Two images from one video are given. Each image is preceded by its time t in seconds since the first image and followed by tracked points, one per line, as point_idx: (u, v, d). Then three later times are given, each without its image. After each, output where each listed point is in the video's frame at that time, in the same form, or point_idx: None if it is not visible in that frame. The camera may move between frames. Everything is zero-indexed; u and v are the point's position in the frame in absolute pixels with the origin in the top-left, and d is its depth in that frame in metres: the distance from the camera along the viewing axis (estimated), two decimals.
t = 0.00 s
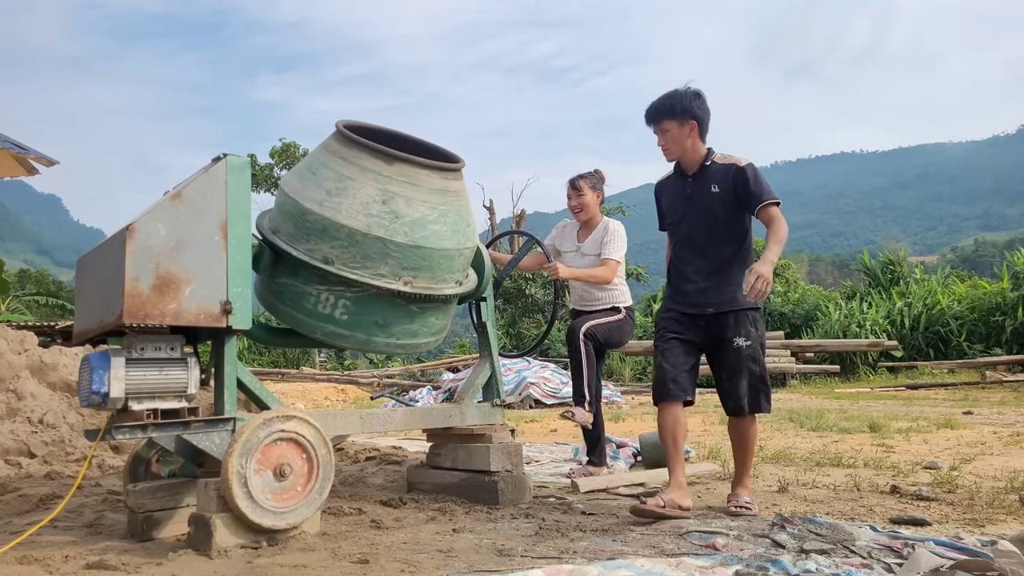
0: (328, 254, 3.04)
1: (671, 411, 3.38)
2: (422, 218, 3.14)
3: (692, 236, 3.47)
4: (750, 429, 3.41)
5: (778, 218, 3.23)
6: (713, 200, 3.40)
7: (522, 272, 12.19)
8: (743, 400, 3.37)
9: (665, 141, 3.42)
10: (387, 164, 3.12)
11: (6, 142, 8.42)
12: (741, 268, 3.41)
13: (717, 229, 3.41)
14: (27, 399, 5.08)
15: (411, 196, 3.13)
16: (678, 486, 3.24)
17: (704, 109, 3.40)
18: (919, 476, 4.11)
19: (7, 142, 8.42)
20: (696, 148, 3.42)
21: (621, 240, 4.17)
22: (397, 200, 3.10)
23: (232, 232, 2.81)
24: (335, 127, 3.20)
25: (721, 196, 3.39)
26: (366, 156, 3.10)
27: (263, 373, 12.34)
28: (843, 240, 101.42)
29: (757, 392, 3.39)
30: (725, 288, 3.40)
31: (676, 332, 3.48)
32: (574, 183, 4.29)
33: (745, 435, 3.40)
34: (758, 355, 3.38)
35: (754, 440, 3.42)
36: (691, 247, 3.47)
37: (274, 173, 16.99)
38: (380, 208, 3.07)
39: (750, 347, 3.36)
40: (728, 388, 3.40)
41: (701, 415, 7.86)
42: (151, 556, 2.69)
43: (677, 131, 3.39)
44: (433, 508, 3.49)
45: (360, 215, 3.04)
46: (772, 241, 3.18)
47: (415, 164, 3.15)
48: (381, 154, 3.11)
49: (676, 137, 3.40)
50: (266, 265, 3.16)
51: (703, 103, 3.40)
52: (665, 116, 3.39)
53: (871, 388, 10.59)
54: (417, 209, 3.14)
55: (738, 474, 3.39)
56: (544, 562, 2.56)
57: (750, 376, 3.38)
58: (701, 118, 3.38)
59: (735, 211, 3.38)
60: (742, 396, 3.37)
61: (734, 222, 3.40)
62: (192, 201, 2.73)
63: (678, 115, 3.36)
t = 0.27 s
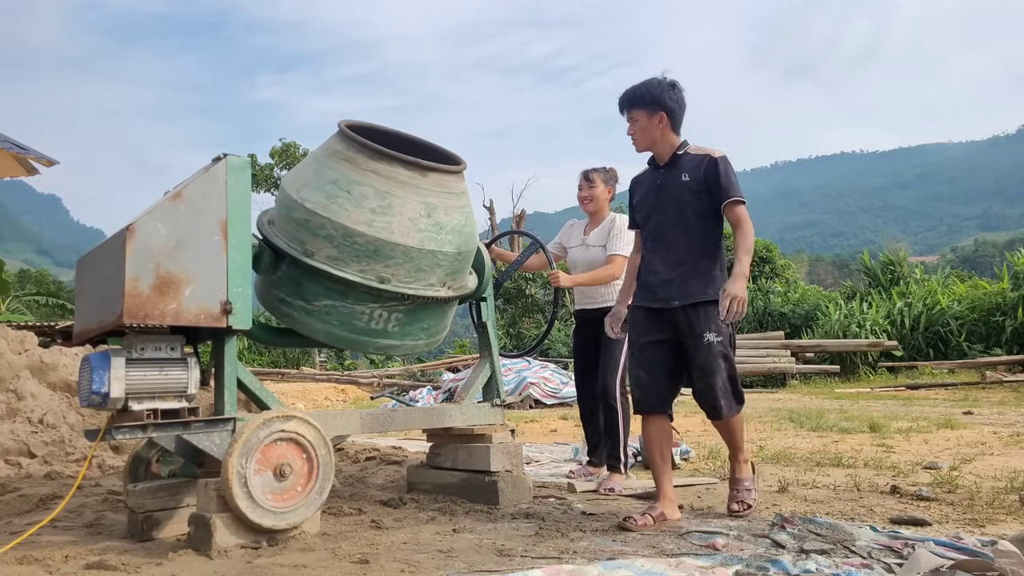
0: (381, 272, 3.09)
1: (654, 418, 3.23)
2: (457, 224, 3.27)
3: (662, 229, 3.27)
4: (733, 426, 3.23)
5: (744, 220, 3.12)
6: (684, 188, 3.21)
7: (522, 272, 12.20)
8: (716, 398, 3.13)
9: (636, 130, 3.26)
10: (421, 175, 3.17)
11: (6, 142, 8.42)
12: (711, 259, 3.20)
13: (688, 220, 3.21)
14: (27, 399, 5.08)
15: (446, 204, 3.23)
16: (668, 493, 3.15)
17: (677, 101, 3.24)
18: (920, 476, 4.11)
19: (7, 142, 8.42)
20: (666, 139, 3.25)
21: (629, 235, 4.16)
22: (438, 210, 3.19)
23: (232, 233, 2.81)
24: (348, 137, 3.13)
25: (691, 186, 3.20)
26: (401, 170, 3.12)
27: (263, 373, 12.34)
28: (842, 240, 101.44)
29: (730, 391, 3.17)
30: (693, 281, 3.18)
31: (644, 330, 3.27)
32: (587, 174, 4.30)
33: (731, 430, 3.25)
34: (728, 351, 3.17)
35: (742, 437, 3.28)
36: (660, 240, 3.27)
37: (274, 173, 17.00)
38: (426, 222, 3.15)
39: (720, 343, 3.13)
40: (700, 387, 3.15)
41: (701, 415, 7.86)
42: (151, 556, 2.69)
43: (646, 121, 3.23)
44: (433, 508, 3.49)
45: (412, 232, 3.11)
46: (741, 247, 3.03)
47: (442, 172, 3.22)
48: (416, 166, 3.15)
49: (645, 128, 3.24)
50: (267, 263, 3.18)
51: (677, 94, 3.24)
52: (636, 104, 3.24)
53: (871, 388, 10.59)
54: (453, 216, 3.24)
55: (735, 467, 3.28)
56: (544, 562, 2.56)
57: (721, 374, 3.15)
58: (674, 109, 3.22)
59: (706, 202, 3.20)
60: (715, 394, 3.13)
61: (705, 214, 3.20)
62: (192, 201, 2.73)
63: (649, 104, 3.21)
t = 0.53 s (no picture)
0: (428, 275, 3.21)
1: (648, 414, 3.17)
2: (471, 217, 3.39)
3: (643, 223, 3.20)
4: (692, 438, 2.96)
5: (734, 210, 2.99)
6: (662, 180, 3.12)
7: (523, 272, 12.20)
8: (667, 393, 2.97)
9: (616, 120, 3.22)
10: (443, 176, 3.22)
11: (5, 142, 8.42)
12: (688, 252, 3.08)
13: (665, 212, 3.11)
14: (27, 399, 5.07)
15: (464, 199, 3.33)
16: (671, 498, 3.13)
17: (658, 85, 3.17)
18: (919, 476, 4.11)
19: (7, 142, 8.42)
20: (647, 126, 3.19)
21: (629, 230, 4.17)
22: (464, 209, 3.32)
23: (232, 232, 2.81)
24: (368, 145, 3.10)
25: (669, 178, 3.10)
26: (428, 173, 3.17)
27: (262, 373, 12.34)
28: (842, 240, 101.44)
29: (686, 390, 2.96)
30: (667, 274, 3.08)
31: (630, 327, 3.23)
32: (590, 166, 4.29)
33: (689, 442, 2.96)
34: (691, 348, 2.99)
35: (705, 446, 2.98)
36: (642, 234, 3.20)
37: (274, 173, 16.99)
38: (460, 223, 3.29)
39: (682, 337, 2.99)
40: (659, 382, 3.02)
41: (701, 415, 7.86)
42: (151, 556, 2.69)
43: (626, 109, 3.19)
44: (433, 508, 3.49)
45: (454, 236, 3.25)
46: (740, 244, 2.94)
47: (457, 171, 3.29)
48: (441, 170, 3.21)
49: (627, 117, 3.19)
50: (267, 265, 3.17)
51: (659, 80, 3.17)
52: (618, 94, 3.19)
53: (871, 388, 10.59)
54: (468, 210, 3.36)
55: (692, 495, 2.96)
56: (544, 562, 2.56)
57: (678, 370, 2.98)
58: (653, 94, 3.15)
59: (685, 194, 3.09)
60: (666, 388, 2.98)
61: (683, 206, 3.09)
62: (192, 201, 2.73)
63: (628, 92, 3.17)
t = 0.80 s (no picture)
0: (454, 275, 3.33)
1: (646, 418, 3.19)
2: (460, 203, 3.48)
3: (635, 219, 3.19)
4: (690, 440, 2.93)
5: (727, 204, 2.97)
6: (655, 173, 3.11)
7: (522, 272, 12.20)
8: (669, 401, 2.96)
9: (608, 114, 3.21)
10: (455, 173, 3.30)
11: (5, 142, 8.42)
12: (680, 248, 3.08)
13: (659, 208, 3.11)
14: (27, 399, 5.07)
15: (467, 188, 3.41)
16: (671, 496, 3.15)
17: (638, 71, 3.15)
18: (919, 476, 4.11)
19: (7, 142, 8.42)
20: (639, 115, 3.17)
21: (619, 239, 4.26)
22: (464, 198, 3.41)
23: (232, 233, 2.81)
24: (393, 152, 3.12)
25: (665, 173, 3.09)
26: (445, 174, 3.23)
27: (263, 373, 12.33)
28: (842, 240, 101.46)
29: (688, 394, 2.95)
30: (660, 272, 3.08)
31: (620, 327, 3.23)
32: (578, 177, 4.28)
33: (685, 443, 2.94)
34: (687, 349, 2.97)
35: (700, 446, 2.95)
36: (634, 231, 3.19)
37: (274, 173, 17.00)
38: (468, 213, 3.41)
39: (678, 338, 2.98)
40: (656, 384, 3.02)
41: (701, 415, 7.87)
42: (151, 556, 2.69)
43: (614, 102, 3.19)
44: (433, 508, 3.49)
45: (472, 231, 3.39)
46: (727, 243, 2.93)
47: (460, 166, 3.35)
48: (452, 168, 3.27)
49: (618, 109, 3.18)
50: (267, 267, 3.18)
51: (640, 65, 3.16)
52: (606, 89, 3.19)
53: (871, 388, 10.60)
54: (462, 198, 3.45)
55: (685, 500, 2.92)
56: (544, 562, 2.55)
57: (677, 374, 2.96)
58: (636, 81, 3.13)
59: (679, 188, 3.08)
60: (668, 395, 2.96)
61: (677, 201, 3.09)
62: (192, 201, 2.73)
63: (611, 84, 3.17)
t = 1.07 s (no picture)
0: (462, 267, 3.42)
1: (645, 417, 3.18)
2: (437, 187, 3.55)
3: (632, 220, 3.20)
4: (689, 441, 2.94)
5: (720, 202, 2.91)
6: (648, 173, 3.12)
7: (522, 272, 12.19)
8: (665, 403, 2.96)
9: (603, 104, 3.21)
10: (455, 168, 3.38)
11: (5, 142, 8.42)
12: (676, 247, 3.08)
13: (653, 208, 3.11)
14: (27, 399, 5.07)
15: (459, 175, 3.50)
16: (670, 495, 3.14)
17: (640, 65, 3.14)
18: (919, 476, 4.11)
19: (7, 142, 8.42)
20: (634, 109, 3.16)
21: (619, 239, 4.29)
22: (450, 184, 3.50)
23: (232, 233, 2.81)
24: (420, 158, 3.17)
25: (658, 170, 3.09)
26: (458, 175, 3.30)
27: (262, 373, 12.33)
28: (842, 240, 101.47)
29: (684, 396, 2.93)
30: (655, 273, 3.08)
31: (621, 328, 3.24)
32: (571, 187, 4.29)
33: (685, 444, 2.94)
34: (682, 350, 2.95)
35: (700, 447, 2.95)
36: (633, 232, 3.21)
37: (274, 173, 17.01)
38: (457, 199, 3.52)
39: (672, 339, 2.97)
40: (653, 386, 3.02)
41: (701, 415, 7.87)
42: (151, 556, 2.69)
43: (609, 93, 3.18)
44: (433, 508, 3.49)
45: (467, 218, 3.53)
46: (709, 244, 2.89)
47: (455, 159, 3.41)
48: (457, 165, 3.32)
49: (615, 100, 3.17)
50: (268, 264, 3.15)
51: (644, 62, 3.16)
52: (604, 79, 3.18)
53: (871, 388, 10.60)
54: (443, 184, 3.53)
55: (684, 502, 2.91)
56: (544, 562, 2.56)
57: (673, 375, 2.95)
58: (635, 75, 3.12)
59: (672, 187, 3.07)
60: (664, 397, 2.96)
61: (670, 200, 3.08)
62: (192, 201, 2.73)
63: (610, 76, 3.16)
